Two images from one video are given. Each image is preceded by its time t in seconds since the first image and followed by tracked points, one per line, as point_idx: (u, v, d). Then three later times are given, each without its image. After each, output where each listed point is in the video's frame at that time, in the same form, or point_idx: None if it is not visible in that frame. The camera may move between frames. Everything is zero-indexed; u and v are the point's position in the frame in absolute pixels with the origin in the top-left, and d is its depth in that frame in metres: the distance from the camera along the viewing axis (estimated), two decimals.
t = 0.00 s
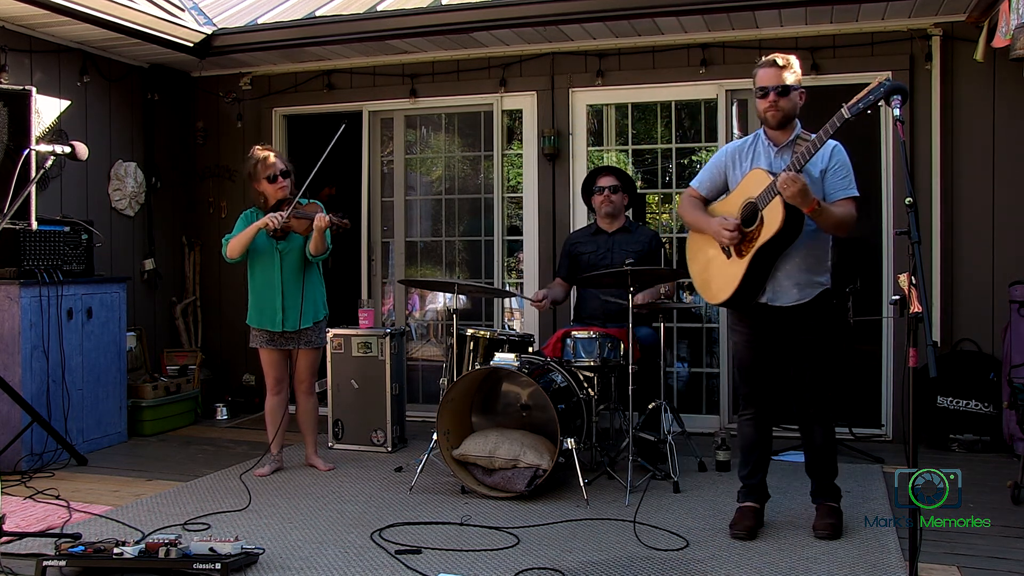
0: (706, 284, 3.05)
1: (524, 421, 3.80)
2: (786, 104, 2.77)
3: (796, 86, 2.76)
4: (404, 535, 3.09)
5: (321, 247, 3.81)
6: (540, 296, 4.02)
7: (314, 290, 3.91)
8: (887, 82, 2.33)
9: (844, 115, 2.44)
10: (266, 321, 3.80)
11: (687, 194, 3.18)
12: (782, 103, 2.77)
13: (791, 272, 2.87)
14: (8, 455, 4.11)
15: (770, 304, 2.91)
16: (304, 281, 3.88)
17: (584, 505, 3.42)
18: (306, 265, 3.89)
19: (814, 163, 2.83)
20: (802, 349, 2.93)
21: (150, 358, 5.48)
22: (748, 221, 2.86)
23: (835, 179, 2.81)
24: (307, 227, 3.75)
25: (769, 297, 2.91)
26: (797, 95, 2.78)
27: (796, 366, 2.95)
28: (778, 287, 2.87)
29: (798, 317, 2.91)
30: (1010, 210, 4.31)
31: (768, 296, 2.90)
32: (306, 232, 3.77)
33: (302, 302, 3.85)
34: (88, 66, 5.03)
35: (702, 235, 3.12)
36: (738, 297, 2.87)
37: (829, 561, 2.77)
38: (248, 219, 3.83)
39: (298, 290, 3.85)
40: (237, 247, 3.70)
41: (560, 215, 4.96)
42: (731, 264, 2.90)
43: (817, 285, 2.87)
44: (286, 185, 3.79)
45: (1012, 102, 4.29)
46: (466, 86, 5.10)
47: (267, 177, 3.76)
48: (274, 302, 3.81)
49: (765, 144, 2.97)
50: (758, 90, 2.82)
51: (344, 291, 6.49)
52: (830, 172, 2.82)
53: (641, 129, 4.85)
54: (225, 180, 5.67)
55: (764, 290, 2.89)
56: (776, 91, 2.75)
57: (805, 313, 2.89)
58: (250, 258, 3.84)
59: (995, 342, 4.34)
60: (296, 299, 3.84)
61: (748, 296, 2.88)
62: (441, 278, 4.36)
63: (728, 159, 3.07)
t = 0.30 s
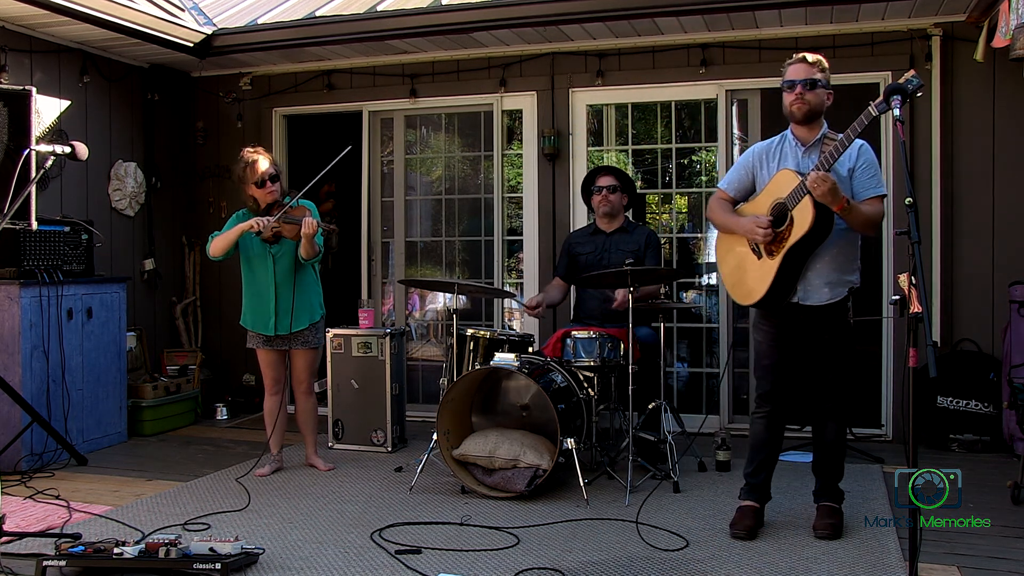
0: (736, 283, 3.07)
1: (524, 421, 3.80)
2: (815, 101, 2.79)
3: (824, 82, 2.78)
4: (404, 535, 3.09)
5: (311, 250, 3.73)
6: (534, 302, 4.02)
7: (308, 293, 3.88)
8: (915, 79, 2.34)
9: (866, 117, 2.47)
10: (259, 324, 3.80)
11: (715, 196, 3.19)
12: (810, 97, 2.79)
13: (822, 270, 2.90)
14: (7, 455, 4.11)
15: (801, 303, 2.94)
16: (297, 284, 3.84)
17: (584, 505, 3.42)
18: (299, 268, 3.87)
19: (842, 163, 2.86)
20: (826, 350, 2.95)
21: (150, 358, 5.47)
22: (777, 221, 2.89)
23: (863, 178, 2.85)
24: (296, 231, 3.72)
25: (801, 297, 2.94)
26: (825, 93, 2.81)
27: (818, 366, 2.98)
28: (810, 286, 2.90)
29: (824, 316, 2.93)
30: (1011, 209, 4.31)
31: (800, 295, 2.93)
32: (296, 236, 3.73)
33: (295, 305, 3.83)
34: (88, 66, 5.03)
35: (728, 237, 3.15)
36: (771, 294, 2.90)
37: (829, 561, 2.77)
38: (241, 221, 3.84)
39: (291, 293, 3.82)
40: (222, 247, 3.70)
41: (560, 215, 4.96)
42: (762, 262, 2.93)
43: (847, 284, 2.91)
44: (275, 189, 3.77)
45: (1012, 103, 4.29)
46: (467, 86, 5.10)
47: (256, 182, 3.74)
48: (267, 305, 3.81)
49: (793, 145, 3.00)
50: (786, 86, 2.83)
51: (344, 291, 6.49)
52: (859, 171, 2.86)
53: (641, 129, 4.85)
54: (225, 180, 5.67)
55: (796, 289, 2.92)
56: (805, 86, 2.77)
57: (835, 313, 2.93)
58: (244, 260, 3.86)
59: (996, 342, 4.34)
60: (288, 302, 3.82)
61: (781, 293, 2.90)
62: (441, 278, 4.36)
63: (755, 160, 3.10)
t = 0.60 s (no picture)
0: (747, 279, 3.09)
1: (525, 420, 3.79)
2: (830, 100, 2.79)
3: (840, 81, 2.77)
4: (404, 535, 3.09)
5: (307, 247, 3.73)
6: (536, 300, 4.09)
7: (302, 292, 3.85)
8: (923, 77, 2.35)
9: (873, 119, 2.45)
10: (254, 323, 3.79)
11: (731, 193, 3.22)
12: (825, 96, 2.79)
13: (833, 268, 2.93)
14: (8, 455, 4.11)
15: (811, 301, 2.96)
16: (291, 282, 3.82)
17: (584, 505, 3.42)
18: (294, 266, 3.84)
19: (855, 162, 2.89)
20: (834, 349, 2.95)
21: (150, 358, 5.47)
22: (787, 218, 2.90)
23: (876, 178, 2.86)
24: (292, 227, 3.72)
25: (810, 295, 2.97)
26: (842, 92, 2.81)
27: (824, 364, 2.99)
28: (819, 284, 2.93)
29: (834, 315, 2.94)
30: (1010, 209, 4.31)
31: (810, 293, 2.96)
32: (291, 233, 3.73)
33: (289, 303, 3.81)
34: (87, 66, 5.02)
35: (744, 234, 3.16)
36: (778, 292, 2.92)
37: (829, 561, 2.77)
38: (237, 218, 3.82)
39: (285, 291, 3.80)
40: (214, 242, 3.67)
41: (560, 215, 4.96)
42: (771, 259, 2.95)
43: (857, 284, 2.93)
44: (273, 185, 3.75)
45: (1011, 103, 4.29)
46: (467, 86, 5.10)
47: (253, 176, 3.73)
48: (261, 303, 3.79)
49: (809, 143, 3.00)
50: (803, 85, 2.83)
51: (344, 291, 6.49)
52: (872, 171, 2.87)
53: (641, 130, 4.85)
54: (225, 180, 5.67)
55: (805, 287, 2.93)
56: (820, 85, 2.77)
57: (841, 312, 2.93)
58: (237, 258, 3.83)
59: (996, 342, 4.34)
60: (282, 300, 3.80)
61: (788, 291, 2.92)
62: (441, 278, 4.36)
63: (772, 158, 3.12)
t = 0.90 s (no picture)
0: (744, 278, 3.13)
1: (524, 420, 3.79)
2: (832, 99, 2.79)
3: (843, 81, 2.77)
4: (404, 535, 3.09)
5: (304, 246, 3.73)
6: (536, 295, 4.11)
7: (298, 290, 3.85)
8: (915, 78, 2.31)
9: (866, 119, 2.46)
10: (249, 320, 3.78)
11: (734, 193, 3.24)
12: (828, 96, 2.79)
13: (830, 268, 2.92)
14: (7, 455, 4.11)
15: (807, 300, 2.97)
16: (288, 280, 3.82)
17: (584, 505, 3.42)
18: (290, 265, 3.84)
19: (856, 162, 2.89)
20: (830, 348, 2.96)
21: (150, 358, 5.47)
22: (784, 217, 2.91)
23: (876, 179, 2.86)
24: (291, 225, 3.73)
25: (807, 294, 2.97)
26: (845, 92, 2.80)
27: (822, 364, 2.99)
28: (815, 283, 2.93)
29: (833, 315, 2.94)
30: (1010, 209, 4.31)
31: (806, 292, 2.96)
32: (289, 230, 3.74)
33: (286, 302, 3.81)
34: (87, 66, 5.02)
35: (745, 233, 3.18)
36: (773, 292, 2.95)
37: (829, 561, 2.77)
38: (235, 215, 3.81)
39: (282, 290, 3.80)
40: (210, 238, 3.66)
41: (560, 215, 4.96)
42: (766, 258, 2.98)
43: (856, 284, 2.92)
44: (273, 182, 3.76)
45: (1011, 102, 4.29)
46: (467, 86, 5.10)
47: (254, 172, 3.74)
48: (257, 301, 3.78)
49: (811, 143, 3.01)
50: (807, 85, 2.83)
51: (344, 291, 6.49)
52: (872, 172, 2.87)
53: (641, 130, 4.85)
54: (225, 180, 5.68)
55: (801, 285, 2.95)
56: (822, 85, 2.78)
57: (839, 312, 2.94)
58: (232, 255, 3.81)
59: (996, 342, 4.34)
60: (278, 299, 3.80)
61: (785, 290, 2.95)
62: (441, 278, 4.36)
63: (776, 158, 3.13)
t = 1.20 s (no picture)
0: (733, 279, 3.14)
1: (525, 420, 3.79)
2: (822, 100, 2.79)
3: (831, 81, 2.77)
4: (404, 535, 3.09)
5: (303, 246, 3.72)
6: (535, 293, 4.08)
7: (295, 291, 3.85)
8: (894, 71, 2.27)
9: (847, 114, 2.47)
10: (246, 319, 3.77)
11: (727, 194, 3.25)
12: (817, 97, 2.78)
13: (820, 266, 2.93)
14: (7, 455, 4.11)
15: (796, 298, 2.98)
16: (285, 280, 3.82)
17: (584, 505, 3.42)
18: (287, 265, 3.84)
19: (844, 161, 2.89)
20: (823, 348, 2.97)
21: (150, 358, 5.47)
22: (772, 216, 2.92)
23: (864, 178, 2.86)
24: (290, 224, 3.72)
25: (797, 293, 2.97)
26: (835, 93, 2.80)
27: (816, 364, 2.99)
28: (804, 282, 2.94)
29: (826, 314, 2.95)
30: (1010, 209, 4.31)
31: (795, 291, 2.97)
32: (289, 229, 3.73)
33: (283, 301, 3.81)
34: (87, 66, 5.02)
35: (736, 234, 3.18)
36: (760, 292, 2.95)
37: (829, 561, 2.77)
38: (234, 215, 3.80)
39: (281, 290, 3.80)
40: (208, 237, 3.66)
41: (560, 215, 4.96)
42: (754, 259, 2.99)
43: (846, 282, 2.92)
44: (273, 182, 3.76)
45: (1011, 102, 4.29)
46: (467, 86, 5.10)
47: (254, 171, 3.74)
48: (253, 300, 3.77)
49: (802, 144, 3.01)
50: (796, 86, 2.83)
51: (344, 291, 6.48)
52: (861, 171, 2.87)
53: (641, 130, 4.85)
54: (225, 180, 5.68)
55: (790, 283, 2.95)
56: (811, 87, 2.77)
57: (833, 311, 2.94)
58: (229, 254, 3.81)
59: (996, 342, 4.34)
60: (276, 299, 3.79)
61: (768, 292, 2.95)
62: (441, 278, 4.36)
63: (768, 160, 3.14)
